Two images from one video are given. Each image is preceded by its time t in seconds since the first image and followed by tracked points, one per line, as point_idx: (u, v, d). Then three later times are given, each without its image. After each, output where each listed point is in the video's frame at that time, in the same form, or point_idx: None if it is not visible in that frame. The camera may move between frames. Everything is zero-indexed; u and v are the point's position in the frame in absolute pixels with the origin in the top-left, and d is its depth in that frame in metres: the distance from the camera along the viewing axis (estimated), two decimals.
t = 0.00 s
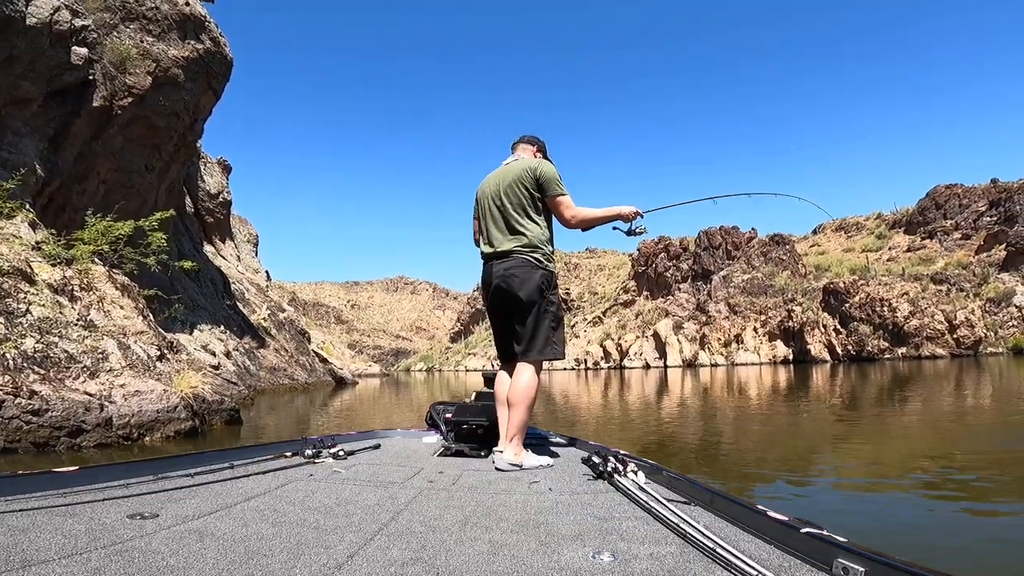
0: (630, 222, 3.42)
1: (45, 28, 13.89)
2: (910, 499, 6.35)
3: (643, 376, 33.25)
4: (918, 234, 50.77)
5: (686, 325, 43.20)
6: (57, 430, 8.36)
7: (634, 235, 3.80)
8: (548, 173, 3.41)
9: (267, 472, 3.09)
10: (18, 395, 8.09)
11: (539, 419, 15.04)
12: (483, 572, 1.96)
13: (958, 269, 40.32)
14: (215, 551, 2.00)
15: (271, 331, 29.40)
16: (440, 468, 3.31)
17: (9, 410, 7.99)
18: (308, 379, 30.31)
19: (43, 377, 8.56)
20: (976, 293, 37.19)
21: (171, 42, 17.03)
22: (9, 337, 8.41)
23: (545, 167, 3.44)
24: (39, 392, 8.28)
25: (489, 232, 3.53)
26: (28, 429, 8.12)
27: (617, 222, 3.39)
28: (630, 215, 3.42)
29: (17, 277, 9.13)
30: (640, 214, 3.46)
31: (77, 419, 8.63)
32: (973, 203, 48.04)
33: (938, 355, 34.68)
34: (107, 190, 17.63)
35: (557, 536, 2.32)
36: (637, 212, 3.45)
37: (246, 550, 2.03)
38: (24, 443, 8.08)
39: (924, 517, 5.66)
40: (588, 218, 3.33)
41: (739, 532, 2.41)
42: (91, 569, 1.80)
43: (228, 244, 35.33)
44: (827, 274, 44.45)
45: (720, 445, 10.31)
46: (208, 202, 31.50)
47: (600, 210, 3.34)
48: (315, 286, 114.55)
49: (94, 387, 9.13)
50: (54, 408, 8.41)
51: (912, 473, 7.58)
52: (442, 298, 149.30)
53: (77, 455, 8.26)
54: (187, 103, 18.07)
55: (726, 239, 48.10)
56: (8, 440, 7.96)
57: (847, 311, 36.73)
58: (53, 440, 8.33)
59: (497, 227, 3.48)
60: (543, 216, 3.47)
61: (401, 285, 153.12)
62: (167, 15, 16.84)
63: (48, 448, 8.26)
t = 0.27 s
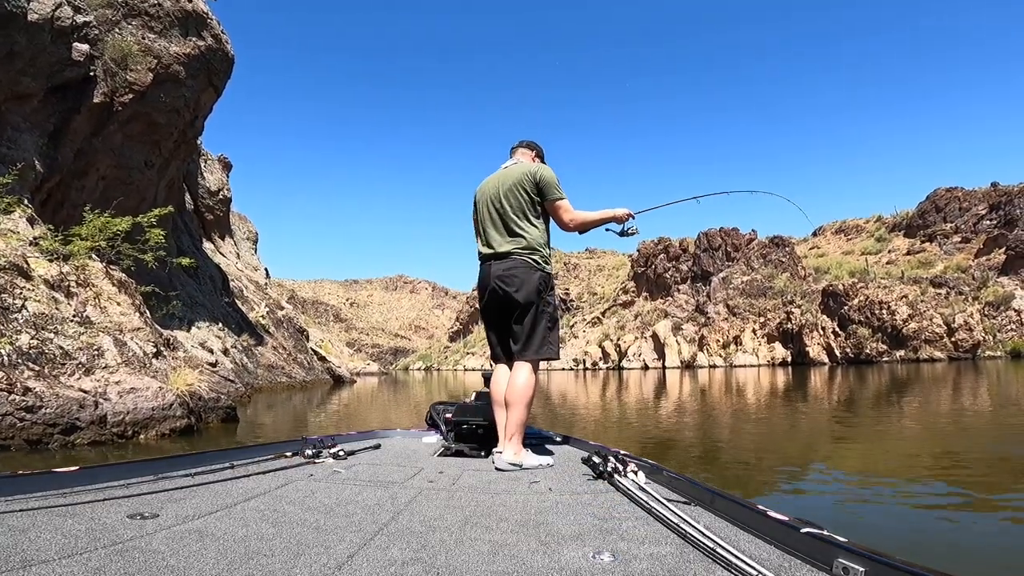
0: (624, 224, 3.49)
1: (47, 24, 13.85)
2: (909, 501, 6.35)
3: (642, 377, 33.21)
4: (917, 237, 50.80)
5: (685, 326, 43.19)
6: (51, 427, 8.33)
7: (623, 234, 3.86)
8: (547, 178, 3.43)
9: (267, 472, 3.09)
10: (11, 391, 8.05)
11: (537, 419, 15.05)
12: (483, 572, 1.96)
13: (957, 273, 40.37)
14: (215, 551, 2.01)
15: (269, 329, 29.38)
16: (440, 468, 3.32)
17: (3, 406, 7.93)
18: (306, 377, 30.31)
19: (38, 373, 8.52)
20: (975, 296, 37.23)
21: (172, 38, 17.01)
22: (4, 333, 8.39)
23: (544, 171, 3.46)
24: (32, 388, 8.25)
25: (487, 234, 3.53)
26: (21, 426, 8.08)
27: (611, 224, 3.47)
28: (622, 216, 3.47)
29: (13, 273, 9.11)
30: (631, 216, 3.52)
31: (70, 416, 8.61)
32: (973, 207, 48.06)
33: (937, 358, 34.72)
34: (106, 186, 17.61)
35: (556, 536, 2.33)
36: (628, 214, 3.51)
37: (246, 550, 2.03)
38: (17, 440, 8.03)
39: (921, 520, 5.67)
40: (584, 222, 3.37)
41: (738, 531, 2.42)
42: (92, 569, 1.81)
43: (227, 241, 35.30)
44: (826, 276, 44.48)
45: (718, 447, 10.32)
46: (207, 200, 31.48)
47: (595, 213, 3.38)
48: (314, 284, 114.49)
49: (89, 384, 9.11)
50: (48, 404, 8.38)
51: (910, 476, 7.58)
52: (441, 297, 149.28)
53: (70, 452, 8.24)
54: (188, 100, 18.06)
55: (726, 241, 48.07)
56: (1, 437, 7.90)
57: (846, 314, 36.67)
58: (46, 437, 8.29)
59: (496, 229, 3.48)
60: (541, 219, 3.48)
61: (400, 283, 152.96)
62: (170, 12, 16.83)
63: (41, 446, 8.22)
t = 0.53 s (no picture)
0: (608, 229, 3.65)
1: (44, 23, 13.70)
2: (907, 502, 6.36)
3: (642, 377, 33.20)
4: (916, 238, 50.86)
5: (684, 326, 43.17)
6: (45, 426, 8.32)
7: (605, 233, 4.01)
8: (541, 182, 3.48)
9: (267, 472, 3.09)
10: (5, 390, 8.04)
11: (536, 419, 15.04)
12: (483, 571, 1.96)
13: (956, 273, 40.41)
14: (215, 551, 2.01)
15: (267, 328, 29.36)
16: (440, 468, 3.31)
17: None
18: (304, 376, 30.27)
19: (33, 372, 8.49)
20: (974, 297, 37.28)
21: (171, 37, 17.00)
22: None
23: (537, 176, 3.50)
24: (27, 387, 8.23)
25: (481, 239, 3.56)
26: (15, 425, 8.07)
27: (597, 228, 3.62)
28: (609, 220, 3.61)
29: (9, 271, 9.09)
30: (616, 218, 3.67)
31: (65, 415, 8.60)
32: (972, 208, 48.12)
33: (935, 359, 34.76)
34: (104, 184, 17.59)
35: (557, 536, 2.33)
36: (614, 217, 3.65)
37: (246, 550, 2.03)
38: (11, 439, 8.03)
39: (920, 520, 5.68)
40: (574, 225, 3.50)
41: (739, 532, 2.42)
42: (92, 569, 1.80)
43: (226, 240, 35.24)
44: (825, 277, 44.51)
45: (717, 447, 10.32)
46: (206, 198, 31.45)
47: (585, 217, 3.51)
48: (313, 283, 114.41)
49: (84, 383, 9.09)
50: (42, 403, 8.37)
51: (907, 476, 7.59)
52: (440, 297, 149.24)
53: (64, 452, 8.22)
54: (186, 99, 18.05)
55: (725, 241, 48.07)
56: None
57: (845, 315, 36.71)
58: (40, 437, 8.29)
59: (490, 234, 3.50)
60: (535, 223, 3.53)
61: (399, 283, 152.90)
62: (169, 11, 16.82)
63: (35, 445, 8.21)
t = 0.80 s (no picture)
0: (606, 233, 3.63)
1: (41, 22, 13.68)
2: (908, 501, 6.35)
3: (641, 376, 33.19)
4: (915, 236, 50.92)
5: (683, 325, 43.16)
6: (40, 427, 8.32)
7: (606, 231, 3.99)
8: (544, 184, 3.49)
9: (267, 472, 3.09)
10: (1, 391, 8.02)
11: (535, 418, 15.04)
12: (483, 571, 1.96)
13: (955, 272, 40.45)
14: (215, 551, 2.00)
15: (266, 328, 29.33)
16: (439, 468, 3.31)
17: None
18: (303, 377, 30.24)
19: (28, 373, 8.48)
20: (973, 296, 37.32)
21: (169, 36, 17.00)
22: None
23: (540, 179, 3.52)
24: (21, 388, 8.21)
25: (485, 241, 3.61)
26: (11, 426, 8.07)
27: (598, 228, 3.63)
28: (609, 219, 3.60)
29: (4, 272, 9.07)
30: (616, 218, 3.66)
31: (61, 416, 8.59)
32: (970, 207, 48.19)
33: (934, 357, 34.79)
34: (100, 184, 17.56)
35: (557, 537, 2.33)
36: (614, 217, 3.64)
37: (246, 551, 2.03)
38: (6, 440, 8.02)
39: (920, 519, 5.68)
40: (575, 224, 3.48)
41: (738, 531, 2.42)
42: (92, 569, 1.80)
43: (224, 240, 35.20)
44: (824, 276, 44.54)
45: (716, 446, 10.33)
46: (204, 198, 31.43)
47: (585, 216, 3.50)
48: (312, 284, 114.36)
49: (80, 384, 9.07)
50: (38, 404, 8.36)
51: (908, 475, 7.58)
52: (439, 297, 149.22)
53: (59, 453, 8.21)
54: (184, 99, 18.02)
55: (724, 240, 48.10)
56: None
57: (844, 313, 36.78)
58: (36, 438, 8.28)
59: (495, 236, 3.54)
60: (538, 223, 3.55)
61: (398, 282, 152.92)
62: (166, 10, 16.82)
63: (31, 446, 8.20)
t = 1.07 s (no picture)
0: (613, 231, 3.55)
1: (35, 24, 13.92)
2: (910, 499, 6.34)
3: (641, 375, 33.19)
4: (914, 234, 50.94)
5: (683, 324, 43.12)
6: (37, 430, 8.32)
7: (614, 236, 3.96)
8: (555, 184, 3.50)
9: (267, 472, 3.08)
10: None
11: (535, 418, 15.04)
12: (483, 571, 1.95)
13: (954, 269, 40.46)
14: (215, 551, 1.99)
15: (265, 330, 29.30)
16: (440, 469, 3.30)
17: None
18: (303, 378, 30.21)
19: (24, 376, 8.48)
20: (972, 292, 37.33)
21: (164, 38, 16.99)
22: None
23: (552, 179, 3.52)
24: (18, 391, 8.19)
25: (499, 243, 3.62)
26: (8, 429, 8.08)
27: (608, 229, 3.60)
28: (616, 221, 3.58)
29: None
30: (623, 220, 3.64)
31: (58, 419, 8.58)
32: (969, 203, 48.20)
33: (934, 354, 34.78)
34: (97, 186, 17.54)
35: (557, 536, 2.32)
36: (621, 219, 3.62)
37: (245, 550, 2.02)
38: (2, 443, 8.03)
39: (922, 517, 5.67)
40: (585, 225, 3.46)
41: (739, 532, 2.41)
42: (92, 569, 1.79)
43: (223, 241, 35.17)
44: (823, 274, 44.55)
45: (716, 444, 10.33)
46: (202, 200, 31.42)
47: (595, 218, 3.47)
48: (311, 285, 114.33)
49: (78, 387, 9.06)
50: (35, 407, 8.36)
51: (909, 473, 7.57)
52: (438, 297, 149.16)
53: (57, 455, 8.19)
54: (180, 100, 18.01)
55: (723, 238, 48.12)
56: None
57: (843, 312, 36.97)
58: (32, 441, 8.28)
59: (508, 237, 3.56)
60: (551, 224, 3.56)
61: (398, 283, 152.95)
62: (161, 12, 16.84)
63: (28, 449, 8.21)
